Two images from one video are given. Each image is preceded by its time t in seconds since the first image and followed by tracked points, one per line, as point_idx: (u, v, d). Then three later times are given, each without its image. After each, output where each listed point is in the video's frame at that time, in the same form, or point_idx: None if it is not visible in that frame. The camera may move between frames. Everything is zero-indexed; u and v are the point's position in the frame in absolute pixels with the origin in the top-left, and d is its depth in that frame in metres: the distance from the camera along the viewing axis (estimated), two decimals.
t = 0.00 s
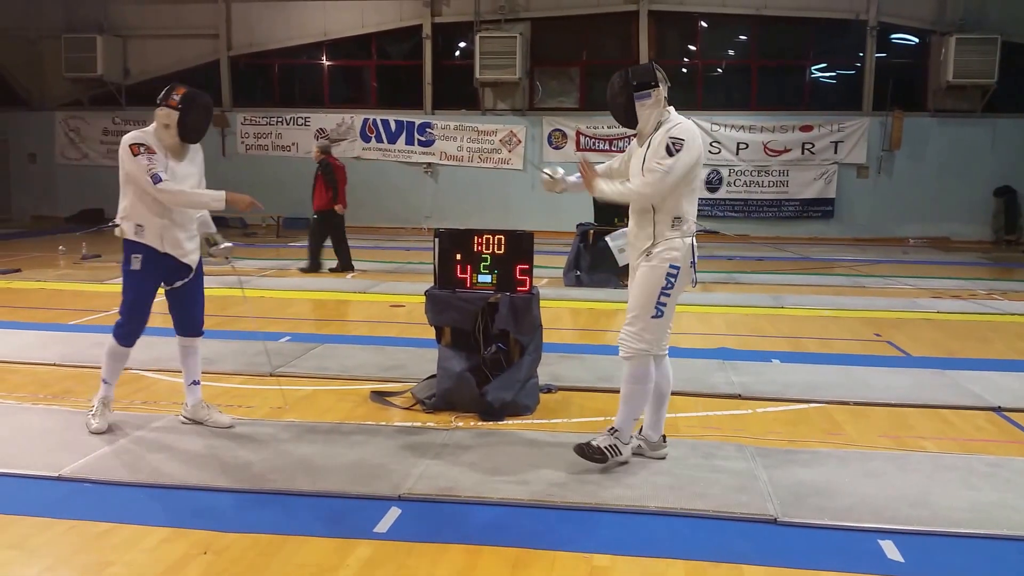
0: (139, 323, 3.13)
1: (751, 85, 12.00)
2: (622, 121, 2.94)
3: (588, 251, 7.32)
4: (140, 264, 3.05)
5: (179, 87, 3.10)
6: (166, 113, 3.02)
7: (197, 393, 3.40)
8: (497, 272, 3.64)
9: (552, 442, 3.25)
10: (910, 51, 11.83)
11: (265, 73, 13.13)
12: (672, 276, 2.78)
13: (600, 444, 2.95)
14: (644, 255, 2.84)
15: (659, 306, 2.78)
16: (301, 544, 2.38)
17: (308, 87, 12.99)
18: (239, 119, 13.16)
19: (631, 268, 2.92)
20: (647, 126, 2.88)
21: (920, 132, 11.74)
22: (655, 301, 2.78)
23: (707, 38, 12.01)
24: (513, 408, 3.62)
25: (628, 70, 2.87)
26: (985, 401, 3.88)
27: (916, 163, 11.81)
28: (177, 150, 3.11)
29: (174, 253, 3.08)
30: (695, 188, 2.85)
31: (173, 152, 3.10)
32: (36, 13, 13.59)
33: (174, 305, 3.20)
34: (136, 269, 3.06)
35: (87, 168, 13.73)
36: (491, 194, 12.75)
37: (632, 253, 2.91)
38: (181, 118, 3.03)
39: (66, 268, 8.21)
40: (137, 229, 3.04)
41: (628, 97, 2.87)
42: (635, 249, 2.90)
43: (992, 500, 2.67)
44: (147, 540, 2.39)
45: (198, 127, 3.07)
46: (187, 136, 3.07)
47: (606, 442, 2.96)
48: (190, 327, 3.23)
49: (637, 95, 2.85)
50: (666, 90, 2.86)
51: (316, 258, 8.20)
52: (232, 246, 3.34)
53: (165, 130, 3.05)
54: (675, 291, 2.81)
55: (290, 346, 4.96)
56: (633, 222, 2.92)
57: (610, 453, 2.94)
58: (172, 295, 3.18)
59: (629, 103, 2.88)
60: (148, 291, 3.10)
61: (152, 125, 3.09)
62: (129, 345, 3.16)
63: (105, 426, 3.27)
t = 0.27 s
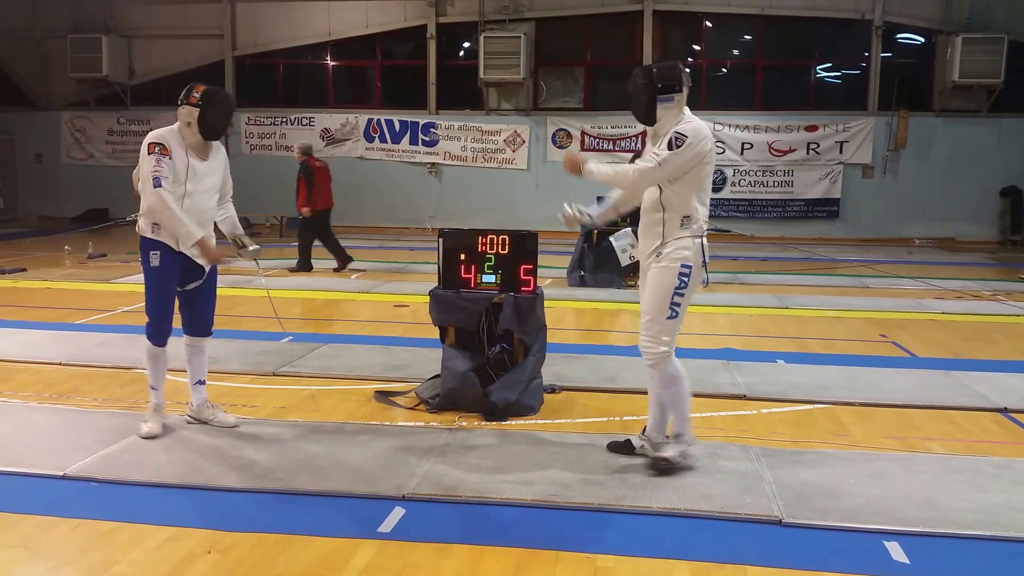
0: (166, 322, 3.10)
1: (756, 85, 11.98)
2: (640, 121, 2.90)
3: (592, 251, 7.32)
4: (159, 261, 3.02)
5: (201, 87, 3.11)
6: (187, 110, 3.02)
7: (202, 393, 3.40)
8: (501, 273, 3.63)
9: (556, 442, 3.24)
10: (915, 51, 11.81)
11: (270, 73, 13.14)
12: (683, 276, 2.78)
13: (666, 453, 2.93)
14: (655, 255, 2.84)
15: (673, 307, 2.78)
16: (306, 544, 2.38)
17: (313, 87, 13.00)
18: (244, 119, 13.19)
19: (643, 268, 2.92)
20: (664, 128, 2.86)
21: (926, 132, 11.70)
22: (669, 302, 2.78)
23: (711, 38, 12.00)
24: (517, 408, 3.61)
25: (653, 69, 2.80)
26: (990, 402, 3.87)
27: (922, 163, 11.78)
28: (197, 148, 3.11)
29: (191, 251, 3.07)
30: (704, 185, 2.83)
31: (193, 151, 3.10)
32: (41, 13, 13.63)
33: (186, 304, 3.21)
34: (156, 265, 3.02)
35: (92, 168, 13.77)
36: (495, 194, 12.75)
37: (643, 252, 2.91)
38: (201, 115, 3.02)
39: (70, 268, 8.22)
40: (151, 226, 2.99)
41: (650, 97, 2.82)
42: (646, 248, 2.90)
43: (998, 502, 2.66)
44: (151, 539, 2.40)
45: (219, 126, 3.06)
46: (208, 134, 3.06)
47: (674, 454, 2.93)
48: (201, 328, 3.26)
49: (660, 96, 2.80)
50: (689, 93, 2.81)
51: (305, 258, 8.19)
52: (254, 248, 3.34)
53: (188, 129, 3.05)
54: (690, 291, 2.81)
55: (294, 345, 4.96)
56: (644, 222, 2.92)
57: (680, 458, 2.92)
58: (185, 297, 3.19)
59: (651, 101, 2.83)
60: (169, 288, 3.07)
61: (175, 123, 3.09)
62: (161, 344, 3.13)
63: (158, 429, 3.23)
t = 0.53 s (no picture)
0: (160, 319, 3.12)
1: (759, 85, 11.96)
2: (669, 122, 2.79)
3: (595, 250, 7.32)
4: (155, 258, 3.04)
5: (210, 87, 3.12)
6: (193, 110, 3.03)
7: (206, 392, 3.39)
8: (504, 272, 3.64)
9: (559, 442, 3.24)
10: (919, 50, 11.78)
11: (273, 73, 13.16)
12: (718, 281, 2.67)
13: (761, 456, 2.87)
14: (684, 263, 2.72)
15: (717, 313, 2.69)
16: (309, 543, 2.38)
17: (316, 87, 13.02)
18: (247, 119, 13.20)
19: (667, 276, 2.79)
20: (692, 132, 2.76)
21: (930, 132, 11.67)
22: (710, 308, 2.68)
23: (714, 38, 12.01)
24: (519, 408, 3.61)
25: (690, 69, 2.71)
26: (995, 403, 3.86)
27: (925, 162, 11.75)
28: (205, 148, 3.11)
29: (185, 252, 3.08)
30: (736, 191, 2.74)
31: (200, 151, 3.11)
32: (45, 13, 13.66)
33: (186, 303, 3.21)
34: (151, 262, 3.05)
35: (96, 168, 13.79)
36: (497, 194, 12.75)
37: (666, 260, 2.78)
38: (206, 115, 3.03)
39: (74, 267, 8.24)
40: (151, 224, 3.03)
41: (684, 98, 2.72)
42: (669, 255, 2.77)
43: (1002, 503, 2.65)
44: (153, 538, 2.40)
45: (225, 127, 3.06)
46: (214, 135, 3.07)
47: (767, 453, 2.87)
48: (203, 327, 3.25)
49: (693, 98, 2.71)
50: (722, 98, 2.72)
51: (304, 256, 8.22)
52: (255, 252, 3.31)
53: (194, 128, 3.06)
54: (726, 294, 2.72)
55: (296, 345, 4.97)
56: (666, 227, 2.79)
57: (775, 460, 2.86)
58: (183, 296, 3.19)
59: (681, 101, 2.73)
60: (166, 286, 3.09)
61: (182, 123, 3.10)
62: (155, 341, 3.16)
63: (154, 426, 3.25)
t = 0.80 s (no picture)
0: (140, 318, 3.16)
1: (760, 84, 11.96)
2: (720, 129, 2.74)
3: (596, 250, 7.32)
4: (139, 259, 3.06)
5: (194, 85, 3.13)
6: (178, 108, 3.04)
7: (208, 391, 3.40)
8: (504, 271, 3.64)
9: (559, 441, 3.24)
10: (921, 49, 11.78)
11: (274, 72, 13.18)
12: (774, 285, 2.58)
13: (767, 461, 2.88)
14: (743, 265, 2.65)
15: (773, 317, 2.60)
16: (311, 541, 2.39)
17: (318, 86, 13.03)
18: (248, 118, 13.21)
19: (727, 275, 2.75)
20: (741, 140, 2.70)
21: (932, 131, 11.67)
22: (767, 313, 2.60)
23: (715, 36, 11.97)
24: (520, 407, 3.62)
25: (741, 77, 2.66)
26: (997, 403, 3.86)
27: (927, 161, 11.75)
28: (192, 146, 3.12)
29: (172, 251, 3.08)
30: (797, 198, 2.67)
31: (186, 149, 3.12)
32: (47, 13, 13.67)
33: (181, 302, 3.20)
34: (136, 263, 3.07)
35: (97, 167, 13.81)
36: (498, 193, 12.75)
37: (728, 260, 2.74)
38: (191, 112, 3.04)
39: (76, 266, 8.26)
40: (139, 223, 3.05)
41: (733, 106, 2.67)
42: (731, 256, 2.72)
43: (1005, 504, 2.65)
44: (156, 536, 2.41)
45: (208, 124, 3.06)
46: (199, 133, 3.07)
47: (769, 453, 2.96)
48: (199, 325, 3.23)
49: (739, 109, 2.67)
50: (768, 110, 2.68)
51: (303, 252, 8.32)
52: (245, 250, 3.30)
53: (180, 127, 3.07)
54: (784, 297, 2.62)
55: (298, 344, 4.98)
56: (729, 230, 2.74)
57: (781, 468, 2.86)
58: (179, 295, 3.18)
59: (727, 109, 2.69)
60: (149, 285, 3.12)
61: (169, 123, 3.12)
62: (128, 339, 3.20)
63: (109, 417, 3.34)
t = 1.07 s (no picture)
0: (118, 319, 3.20)
1: (759, 83, 11.97)
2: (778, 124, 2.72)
3: (596, 248, 7.32)
4: (109, 262, 3.10)
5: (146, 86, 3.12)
6: (132, 113, 3.05)
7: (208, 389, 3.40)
8: (504, 270, 3.65)
9: (559, 440, 3.25)
10: (920, 47, 11.78)
11: (275, 71, 13.18)
12: (818, 283, 2.64)
13: (768, 459, 2.89)
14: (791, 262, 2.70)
15: (809, 315, 2.66)
16: (312, 539, 2.40)
17: (317, 85, 13.03)
18: (248, 117, 13.20)
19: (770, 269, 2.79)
20: (804, 133, 2.69)
21: (932, 130, 11.66)
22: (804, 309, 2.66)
23: (715, 35, 11.97)
24: (519, 406, 3.63)
25: (799, 76, 2.65)
26: (998, 402, 3.86)
27: (927, 160, 11.75)
28: (152, 148, 3.13)
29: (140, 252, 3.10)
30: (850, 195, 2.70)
31: (145, 152, 3.12)
32: (47, 12, 13.68)
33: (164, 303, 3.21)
34: (107, 266, 3.11)
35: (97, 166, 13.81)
36: (498, 192, 12.75)
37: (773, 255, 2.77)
38: (145, 115, 3.03)
39: (77, 265, 8.27)
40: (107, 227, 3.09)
41: (790, 100, 2.66)
42: (777, 251, 2.76)
43: (1005, 503, 2.66)
44: (157, 534, 2.42)
45: (163, 124, 3.05)
46: (156, 135, 3.06)
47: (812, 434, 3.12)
48: (184, 325, 3.23)
49: (799, 104, 2.66)
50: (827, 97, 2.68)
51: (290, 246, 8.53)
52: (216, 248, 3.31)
53: (137, 131, 3.07)
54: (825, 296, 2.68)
55: (299, 342, 4.99)
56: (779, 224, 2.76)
57: (781, 466, 2.86)
58: (160, 297, 3.19)
59: (787, 107, 2.67)
60: (123, 288, 3.15)
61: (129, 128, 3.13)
62: (110, 339, 3.24)
63: (108, 414, 3.37)
